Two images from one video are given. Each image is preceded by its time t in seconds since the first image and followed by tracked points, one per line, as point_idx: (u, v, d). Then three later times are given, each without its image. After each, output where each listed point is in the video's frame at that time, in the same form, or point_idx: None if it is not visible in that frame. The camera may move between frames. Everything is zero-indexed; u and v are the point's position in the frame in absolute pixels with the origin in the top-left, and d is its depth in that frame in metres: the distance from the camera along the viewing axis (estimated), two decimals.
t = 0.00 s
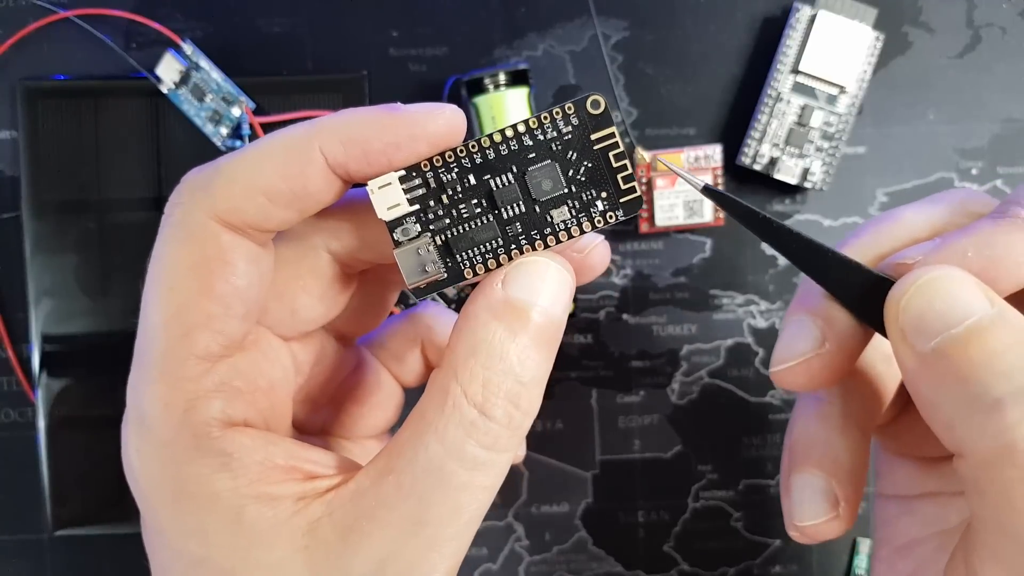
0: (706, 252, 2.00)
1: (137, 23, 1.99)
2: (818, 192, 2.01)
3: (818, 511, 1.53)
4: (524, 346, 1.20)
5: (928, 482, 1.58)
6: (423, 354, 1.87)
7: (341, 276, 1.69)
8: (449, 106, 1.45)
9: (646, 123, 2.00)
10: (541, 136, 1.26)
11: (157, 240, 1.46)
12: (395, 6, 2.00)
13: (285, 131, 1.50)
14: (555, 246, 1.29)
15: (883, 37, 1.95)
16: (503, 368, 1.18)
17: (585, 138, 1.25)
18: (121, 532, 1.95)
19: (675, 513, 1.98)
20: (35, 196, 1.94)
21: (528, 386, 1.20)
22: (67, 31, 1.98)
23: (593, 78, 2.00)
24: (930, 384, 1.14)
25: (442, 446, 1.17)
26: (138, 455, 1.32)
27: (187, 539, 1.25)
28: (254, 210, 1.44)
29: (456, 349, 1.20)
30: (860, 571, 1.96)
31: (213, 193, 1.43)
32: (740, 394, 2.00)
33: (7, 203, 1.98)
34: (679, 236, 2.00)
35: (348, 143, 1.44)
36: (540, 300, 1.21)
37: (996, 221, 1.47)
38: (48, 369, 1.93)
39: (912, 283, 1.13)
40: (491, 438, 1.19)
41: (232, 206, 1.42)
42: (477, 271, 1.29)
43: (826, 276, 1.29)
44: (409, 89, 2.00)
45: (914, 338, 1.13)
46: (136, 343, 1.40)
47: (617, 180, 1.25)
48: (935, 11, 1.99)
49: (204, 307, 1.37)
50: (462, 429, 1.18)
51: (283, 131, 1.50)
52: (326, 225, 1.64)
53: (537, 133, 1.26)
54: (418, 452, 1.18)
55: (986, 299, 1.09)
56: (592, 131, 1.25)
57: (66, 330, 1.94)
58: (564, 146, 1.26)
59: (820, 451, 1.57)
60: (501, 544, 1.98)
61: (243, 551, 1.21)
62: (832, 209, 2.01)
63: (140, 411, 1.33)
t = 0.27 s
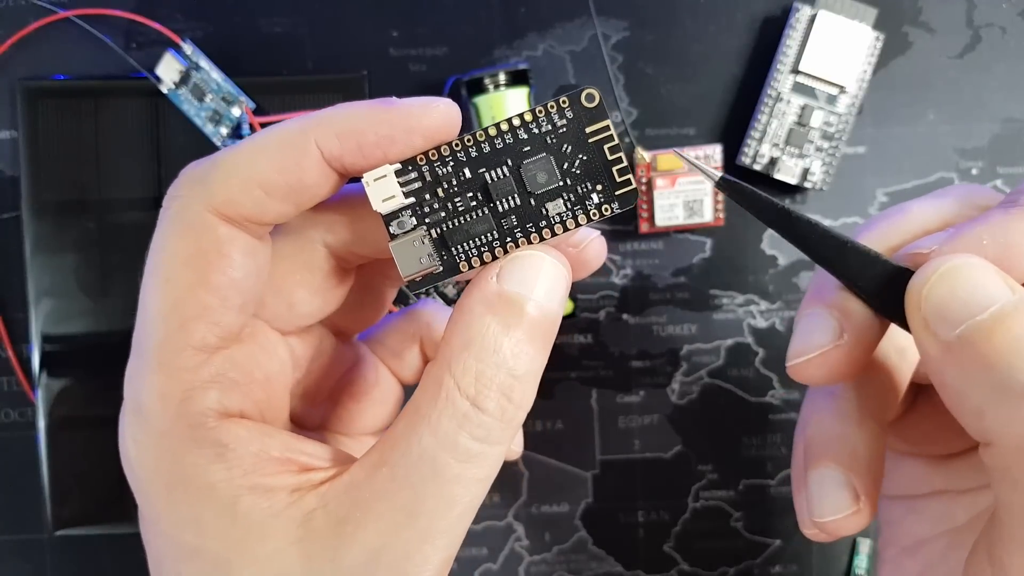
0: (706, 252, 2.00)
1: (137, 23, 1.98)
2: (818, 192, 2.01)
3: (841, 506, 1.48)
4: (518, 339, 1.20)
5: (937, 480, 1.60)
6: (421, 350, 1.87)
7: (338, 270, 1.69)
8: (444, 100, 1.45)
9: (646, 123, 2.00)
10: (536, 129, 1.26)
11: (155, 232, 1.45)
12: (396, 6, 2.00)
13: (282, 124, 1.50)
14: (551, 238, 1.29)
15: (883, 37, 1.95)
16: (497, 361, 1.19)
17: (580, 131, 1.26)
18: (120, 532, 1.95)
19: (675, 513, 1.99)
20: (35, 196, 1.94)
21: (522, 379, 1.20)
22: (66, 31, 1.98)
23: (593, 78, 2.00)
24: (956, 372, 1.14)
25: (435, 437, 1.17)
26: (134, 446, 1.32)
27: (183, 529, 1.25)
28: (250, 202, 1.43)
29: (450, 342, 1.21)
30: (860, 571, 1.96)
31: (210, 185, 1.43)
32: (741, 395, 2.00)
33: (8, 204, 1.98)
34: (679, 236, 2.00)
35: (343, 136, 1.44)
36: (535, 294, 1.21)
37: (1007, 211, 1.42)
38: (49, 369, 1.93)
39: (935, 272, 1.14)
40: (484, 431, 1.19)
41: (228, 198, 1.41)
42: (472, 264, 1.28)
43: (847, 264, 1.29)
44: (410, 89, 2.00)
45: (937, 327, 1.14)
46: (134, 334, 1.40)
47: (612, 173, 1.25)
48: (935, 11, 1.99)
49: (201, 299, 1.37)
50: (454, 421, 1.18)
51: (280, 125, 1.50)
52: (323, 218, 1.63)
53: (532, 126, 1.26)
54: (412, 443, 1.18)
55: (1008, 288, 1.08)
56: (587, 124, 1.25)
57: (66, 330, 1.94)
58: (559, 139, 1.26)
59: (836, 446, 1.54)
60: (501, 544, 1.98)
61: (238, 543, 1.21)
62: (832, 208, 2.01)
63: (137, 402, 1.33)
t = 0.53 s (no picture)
0: (706, 252, 2.00)
1: (137, 23, 1.98)
2: (818, 193, 2.01)
3: (849, 506, 1.46)
4: (529, 341, 1.20)
5: (937, 481, 1.61)
6: (432, 353, 1.87)
7: (348, 271, 1.69)
8: (456, 101, 1.43)
9: (646, 123, 2.00)
10: (549, 134, 1.26)
11: (171, 230, 1.46)
12: (395, 6, 2.00)
13: (297, 125, 1.50)
14: (561, 242, 1.29)
15: (883, 37, 1.95)
16: (507, 363, 1.19)
17: (593, 137, 1.26)
18: (120, 532, 1.95)
19: (675, 513, 1.99)
20: (34, 196, 1.94)
21: (532, 381, 1.20)
22: (66, 31, 1.98)
23: (592, 78, 2.00)
24: (964, 369, 1.14)
25: (444, 436, 1.17)
26: (146, 442, 1.32)
27: (192, 525, 1.25)
28: (264, 202, 1.43)
29: (461, 343, 1.21)
30: (859, 571, 1.96)
31: (226, 184, 1.43)
32: (741, 395, 2.00)
33: (7, 204, 1.98)
34: (680, 236, 2.00)
35: (356, 137, 1.44)
36: (546, 296, 1.21)
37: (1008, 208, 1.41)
38: (48, 369, 1.93)
39: (939, 270, 1.14)
40: (494, 431, 1.19)
41: (242, 197, 1.42)
42: (484, 266, 1.28)
43: (852, 261, 1.27)
44: (409, 89, 2.00)
45: (943, 324, 1.13)
46: (148, 330, 1.40)
47: (624, 180, 1.25)
48: (935, 11, 1.99)
49: (215, 296, 1.37)
50: (465, 421, 1.18)
51: (296, 125, 1.50)
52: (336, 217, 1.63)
53: (545, 131, 1.27)
54: (422, 442, 1.18)
55: (1013, 284, 1.09)
56: (600, 129, 1.25)
57: (66, 330, 1.94)
58: (571, 144, 1.26)
59: (843, 446, 1.53)
60: (502, 544, 1.98)
61: (246, 541, 1.21)
62: (832, 208, 2.01)
63: (150, 398, 1.33)
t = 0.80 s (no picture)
0: (706, 252, 2.00)
1: (137, 23, 1.98)
2: (818, 193, 2.01)
3: (850, 516, 1.45)
4: (524, 340, 1.20)
5: (937, 486, 1.61)
6: (426, 351, 1.86)
7: (343, 269, 1.69)
8: (451, 100, 1.43)
9: (646, 123, 2.00)
10: (543, 132, 1.26)
11: (163, 230, 1.46)
12: (396, 6, 2.00)
13: (291, 123, 1.50)
14: (556, 241, 1.29)
15: (883, 37, 1.95)
16: (503, 362, 1.19)
17: (587, 135, 1.25)
18: (120, 532, 1.95)
19: (675, 513, 1.99)
20: (35, 197, 1.94)
21: (528, 379, 1.20)
22: (66, 31, 1.98)
23: (593, 78, 2.00)
24: (968, 375, 1.14)
25: (440, 434, 1.17)
26: (140, 441, 1.32)
27: (186, 524, 1.25)
28: (260, 201, 1.44)
29: (457, 341, 1.21)
30: (860, 571, 1.97)
31: (219, 182, 1.43)
32: (741, 395, 2.00)
33: (7, 204, 1.98)
34: (679, 236, 2.00)
35: (350, 135, 1.44)
36: (541, 296, 1.21)
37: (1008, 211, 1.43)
38: (49, 369, 1.93)
39: (943, 275, 1.14)
40: (489, 429, 1.19)
41: (237, 196, 1.42)
42: (481, 266, 1.29)
43: (855, 264, 1.27)
44: (410, 89, 2.00)
45: (948, 330, 1.13)
46: (141, 329, 1.40)
47: (619, 177, 1.25)
48: (935, 11, 1.99)
49: (208, 295, 1.37)
50: (460, 419, 1.18)
51: (290, 123, 1.49)
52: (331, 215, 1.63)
53: (539, 129, 1.26)
54: (417, 441, 1.18)
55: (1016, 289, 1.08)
56: (594, 127, 1.25)
57: (66, 330, 1.94)
58: (566, 142, 1.26)
59: (845, 457, 1.52)
60: (502, 544, 1.98)
61: (241, 539, 1.21)
62: (831, 209, 2.01)
63: (144, 396, 1.33)
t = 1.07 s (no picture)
0: (706, 252, 2.00)
1: (137, 23, 1.99)
2: (818, 193, 2.01)
3: (838, 513, 1.46)
4: (528, 346, 1.20)
5: (930, 485, 1.62)
6: (428, 355, 1.87)
7: (345, 273, 1.70)
8: (453, 104, 1.44)
9: (646, 123, 2.00)
10: (547, 136, 1.26)
11: (163, 234, 1.45)
12: (396, 6, 2.00)
13: (293, 127, 1.50)
14: (560, 245, 1.29)
15: (884, 37, 1.95)
16: (505, 367, 1.19)
17: (591, 138, 1.26)
18: (120, 532, 1.95)
19: (675, 513, 1.99)
20: (35, 197, 1.94)
21: (531, 386, 1.21)
22: (66, 31, 1.98)
23: (593, 78, 2.00)
24: (964, 377, 1.13)
25: (442, 440, 1.17)
26: (139, 445, 1.32)
27: (186, 530, 1.25)
28: (260, 204, 1.43)
29: (460, 346, 1.21)
30: (860, 571, 1.96)
31: (220, 186, 1.43)
32: (741, 395, 2.00)
33: (8, 204, 1.98)
34: (679, 236, 2.00)
35: (353, 140, 1.44)
36: (545, 301, 1.21)
37: (995, 211, 1.45)
38: (48, 369, 1.93)
39: (936, 278, 1.14)
40: (492, 436, 1.19)
41: (239, 200, 1.42)
42: (484, 270, 1.29)
43: (844, 268, 1.27)
44: (410, 89, 2.00)
45: (941, 332, 1.13)
46: (140, 334, 1.39)
47: (623, 181, 1.25)
48: (935, 10, 1.99)
49: (209, 300, 1.37)
50: (463, 426, 1.18)
51: (291, 126, 1.49)
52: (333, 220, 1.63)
53: (543, 133, 1.27)
54: (420, 447, 1.18)
55: (1009, 290, 1.08)
56: (598, 131, 1.25)
57: (66, 330, 1.94)
58: (570, 146, 1.26)
59: (833, 453, 1.53)
60: (501, 544, 1.98)
61: (241, 545, 1.21)
62: (831, 209, 2.01)
63: (143, 400, 1.33)
